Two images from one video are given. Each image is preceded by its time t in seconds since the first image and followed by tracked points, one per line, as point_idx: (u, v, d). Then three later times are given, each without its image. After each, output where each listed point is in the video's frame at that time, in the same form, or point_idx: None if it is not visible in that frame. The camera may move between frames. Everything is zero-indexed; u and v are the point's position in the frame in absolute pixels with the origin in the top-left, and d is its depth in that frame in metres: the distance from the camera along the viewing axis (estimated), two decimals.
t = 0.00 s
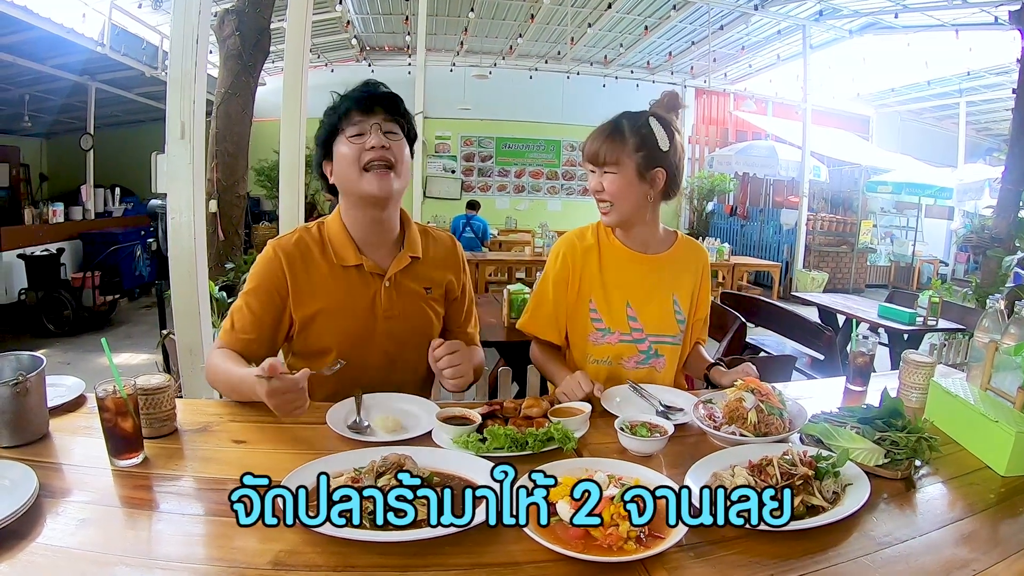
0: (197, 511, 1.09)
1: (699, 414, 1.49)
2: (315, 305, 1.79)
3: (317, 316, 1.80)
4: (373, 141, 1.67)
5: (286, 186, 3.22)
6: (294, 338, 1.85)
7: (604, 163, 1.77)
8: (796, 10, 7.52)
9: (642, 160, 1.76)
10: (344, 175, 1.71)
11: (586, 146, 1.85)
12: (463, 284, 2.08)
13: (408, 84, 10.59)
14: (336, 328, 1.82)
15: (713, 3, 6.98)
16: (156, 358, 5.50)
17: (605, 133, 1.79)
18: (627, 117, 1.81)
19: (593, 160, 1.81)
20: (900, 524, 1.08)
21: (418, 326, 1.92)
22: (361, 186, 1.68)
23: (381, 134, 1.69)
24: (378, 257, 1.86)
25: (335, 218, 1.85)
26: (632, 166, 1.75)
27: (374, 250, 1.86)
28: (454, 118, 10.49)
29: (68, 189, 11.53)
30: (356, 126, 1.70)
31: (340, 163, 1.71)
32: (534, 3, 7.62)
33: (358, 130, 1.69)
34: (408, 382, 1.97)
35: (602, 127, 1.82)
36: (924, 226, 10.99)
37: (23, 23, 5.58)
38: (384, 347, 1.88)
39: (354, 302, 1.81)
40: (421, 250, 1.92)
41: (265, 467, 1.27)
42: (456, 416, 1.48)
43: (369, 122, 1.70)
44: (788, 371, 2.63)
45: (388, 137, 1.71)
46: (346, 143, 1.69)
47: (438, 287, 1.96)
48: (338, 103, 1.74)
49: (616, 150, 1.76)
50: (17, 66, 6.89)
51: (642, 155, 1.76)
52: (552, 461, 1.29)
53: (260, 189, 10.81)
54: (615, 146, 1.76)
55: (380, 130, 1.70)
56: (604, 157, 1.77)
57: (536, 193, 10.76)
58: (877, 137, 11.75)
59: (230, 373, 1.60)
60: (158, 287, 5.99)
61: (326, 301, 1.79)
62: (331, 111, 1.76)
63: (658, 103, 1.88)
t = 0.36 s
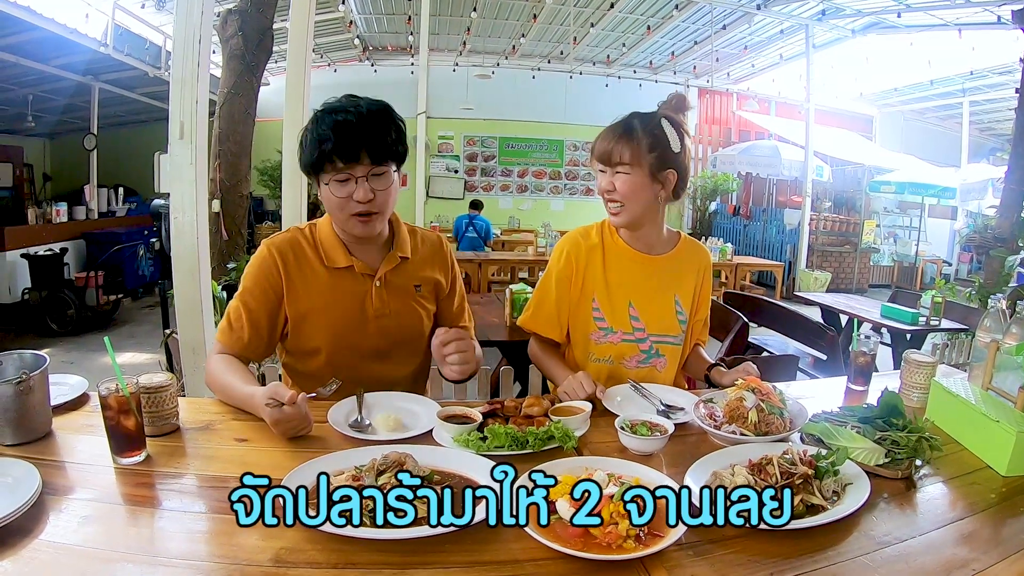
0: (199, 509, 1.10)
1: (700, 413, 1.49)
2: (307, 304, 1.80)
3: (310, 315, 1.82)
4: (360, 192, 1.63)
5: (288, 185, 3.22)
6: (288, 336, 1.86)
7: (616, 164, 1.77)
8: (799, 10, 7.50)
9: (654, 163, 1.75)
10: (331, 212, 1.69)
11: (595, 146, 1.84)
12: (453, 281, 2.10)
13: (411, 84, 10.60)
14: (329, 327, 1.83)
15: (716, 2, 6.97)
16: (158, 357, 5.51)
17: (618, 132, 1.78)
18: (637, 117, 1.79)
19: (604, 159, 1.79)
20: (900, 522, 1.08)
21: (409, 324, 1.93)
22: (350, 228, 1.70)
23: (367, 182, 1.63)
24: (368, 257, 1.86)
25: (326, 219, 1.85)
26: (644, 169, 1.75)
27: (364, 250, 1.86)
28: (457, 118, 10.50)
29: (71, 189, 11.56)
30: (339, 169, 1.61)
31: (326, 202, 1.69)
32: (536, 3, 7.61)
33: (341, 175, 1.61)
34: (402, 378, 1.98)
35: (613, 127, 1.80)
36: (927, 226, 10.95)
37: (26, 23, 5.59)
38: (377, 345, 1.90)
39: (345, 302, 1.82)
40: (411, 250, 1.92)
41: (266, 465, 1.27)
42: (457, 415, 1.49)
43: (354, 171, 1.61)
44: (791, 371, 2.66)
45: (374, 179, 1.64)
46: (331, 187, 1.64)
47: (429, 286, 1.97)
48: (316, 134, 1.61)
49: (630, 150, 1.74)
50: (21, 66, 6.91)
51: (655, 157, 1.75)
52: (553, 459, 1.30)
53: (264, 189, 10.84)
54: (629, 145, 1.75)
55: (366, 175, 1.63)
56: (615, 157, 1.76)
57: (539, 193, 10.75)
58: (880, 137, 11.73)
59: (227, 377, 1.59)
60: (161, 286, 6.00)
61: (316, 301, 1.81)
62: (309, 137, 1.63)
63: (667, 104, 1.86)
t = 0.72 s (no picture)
0: (198, 508, 1.10)
1: (699, 412, 1.49)
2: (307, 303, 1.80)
3: (309, 313, 1.81)
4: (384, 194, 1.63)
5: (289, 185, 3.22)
6: (285, 336, 1.85)
7: (651, 167, 1.71)
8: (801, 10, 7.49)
9: (679, 166, 1.76)
10: (343, 211, 1.67)
11: (617, 142, 1.76)
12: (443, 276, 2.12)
13: (411, 84, 10.60)
14: (328, 325, 1.83)
15: (717, 2, 6.97)
16: (160, 357, 5.52)
17: (652, 133, 1.72)
18: (652, 113, 1.77)
19: (633, 161, 1.72)
20: (899, 522, 1.09)
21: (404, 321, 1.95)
22: (363, 228, 1.69)
23: (388, 186, 1.64)
24: (368, 255, 1.86)
25: (327, 219, 1.84)
26: (672, 172, 1.74)
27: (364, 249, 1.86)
28: (458, 118, 10.49)
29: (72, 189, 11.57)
30: (361, 171, 1.60)
31: (339, 201, 1.66)
32: (537, 2, 7.61)
33: (364, 177, 1.61)
34: (398, 377, 1.99)
35: (631, 123, 1.75)
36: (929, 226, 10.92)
37: (27, 23, 5.59)
38: (372, 342, 1.90)
39: (345, 300, 1.83)
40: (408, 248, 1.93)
41: (267, 465, 1.27)
42: (456, 415, 1.49)
43: (376, 175, 1.62)
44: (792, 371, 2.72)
45: (390, 183, 1.65)
46: (350, 187, 1.62)
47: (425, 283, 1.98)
48: (342, 130, 1.58)
49: (662, 154, 1.71)
50: (23, 66, 6.92)
51: (680, 163, 1.76)
52: (553, 459, 1.30)
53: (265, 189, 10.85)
54: (663, 149, 1.71)
55: (385, 179, 1.63)
56: (652, 161, 1.71)
57: (541, 194, 10.76)
58: (882, 136, 11.72)
59: (228, 375, 1.59)
60: (162, 286, 6.01)
61: (317, 300, 1.81)
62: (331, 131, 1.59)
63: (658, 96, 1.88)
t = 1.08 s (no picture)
0: (156, 536, 0.99)
1: (690, 412, 1.43)
2: (275, 303, 1.70)
3: (277, 314, 1.71)
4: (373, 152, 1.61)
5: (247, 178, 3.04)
6: (253, 340, 1.76)
7: (611, 172, 1.65)
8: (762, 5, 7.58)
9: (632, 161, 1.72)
10: (333, 178, 1.61)
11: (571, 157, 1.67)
12: (425, 274, 2.02)
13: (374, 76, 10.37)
14: (298, 327, 1.73)
15: None
16: (113, 359, 5.26)
17: (601, 135, 1.65)
18: (591, 113, 1.71)
19: (592, 170, 1.65)
20: (902, 521, 1.06)
21: (383, 323, 1.82)
22: (351, 194, 1.62)
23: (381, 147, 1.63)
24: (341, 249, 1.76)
25: (297, 210, 1.75)
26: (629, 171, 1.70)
27: (337, 242, 1.77)
28: (419, 111, 10.34)
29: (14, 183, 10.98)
30: (358, 127, 1.60)
31: (328, 168, 1.61)
32: None
33: (357, 133, 1.60)
34: (376, 381, 1.89)
35: (574, 131, 1.68)
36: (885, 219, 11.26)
37: None
38: (348, 345, 1.79)
39: (316, 297, 1.72)
40: (386, 242, 1.84)
41: (232, 482, 1.17)
42: (432, 422, 1.39)
43: (370, 130, 1.61)
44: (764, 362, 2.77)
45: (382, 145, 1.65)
46: (343, 148, 1.59)
47: (405, 280, 1.88)
48: (329, 91, 1.59)
49: (619, 158, 1.65)
50: None
51: (633, 159, 1.72)
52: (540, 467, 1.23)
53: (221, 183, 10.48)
54: (619, 153, 1.65)
55: (378, 140, 1.63)
56: (613, 165, 1.65)
57: (501, 186, 10.66)
58: (840, 131, 12.02)
59: (218, 376, 1.58)
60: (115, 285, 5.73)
61: (284, 298, 1.70)
62: (317, 94, 1.59)
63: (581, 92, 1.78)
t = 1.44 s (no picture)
0: (152, 538, 0.97)
1: (693, 411, 1.42)
2: (272, 302, 1.68)
3: (274, 312, 1.70)
4: (372, 140, 1.60)
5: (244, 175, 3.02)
6: (250, 339, 1.75)
7: (610, 160, 1.64)
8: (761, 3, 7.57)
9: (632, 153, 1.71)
10: (335, 169, 1.59)
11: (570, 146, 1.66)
12: (424, 271, 2.00)
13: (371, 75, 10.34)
14: (295, 325, 1.71)
15: None
16: (110, 359, 5.23)
17: (600, 123, 1.64)
18: (589, 102, 1.70)
19: (591, 158, 1.64)
20: (906, 520, 1.05)
21: (382, 321, 1.80)
22: (353, 184, 1.61)
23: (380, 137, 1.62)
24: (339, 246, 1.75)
25: (293, 206, 1.74)
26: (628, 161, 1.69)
27: (335, 238, 1.75)
28: (416, 110, 10.32)
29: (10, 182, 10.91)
30: (360, 117, 1.60)
31: (330, 159, 1.59)
32: None
33: (359, 122, 1.59)
34: (375, 381, 1.88)
35: (573, 118, 1.68)
36: (884, 217, 11.26)
37: None
38: (346, 343, 1.78)
39: (313, 295, 1.70)
40: (384, 238, 1.82)
41: (230, 483, 1.15)
42: (432, 421, 1.38)
43: (368, 122, 1.60)
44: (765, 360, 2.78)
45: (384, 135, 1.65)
46: (345, 138, 1.58)
47: (404, 277, 1.86)
48: (330, 81, 1.59)
49: (620, 146, 1.64)
50: None
51: (633, 148, 1.72)
52: (541, 467, 1.21)
53: (218, 182, 10.44)
54: (619, 141, 1.65)
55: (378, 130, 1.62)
56: (611, 154, 1.64)
57: (498, 185, 10.66)
58: (837, 129, 12.05)
59: (216, 376, 1.56)
60: (111, 284, 5.70)
61: (281, 296, 1.69)
62: (317, 85, 1.59)
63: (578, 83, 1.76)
